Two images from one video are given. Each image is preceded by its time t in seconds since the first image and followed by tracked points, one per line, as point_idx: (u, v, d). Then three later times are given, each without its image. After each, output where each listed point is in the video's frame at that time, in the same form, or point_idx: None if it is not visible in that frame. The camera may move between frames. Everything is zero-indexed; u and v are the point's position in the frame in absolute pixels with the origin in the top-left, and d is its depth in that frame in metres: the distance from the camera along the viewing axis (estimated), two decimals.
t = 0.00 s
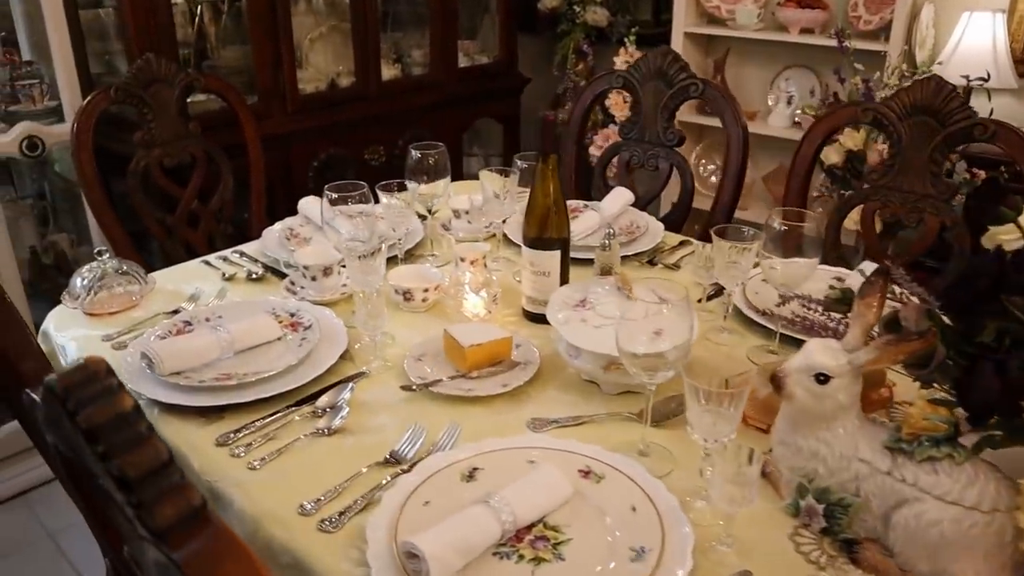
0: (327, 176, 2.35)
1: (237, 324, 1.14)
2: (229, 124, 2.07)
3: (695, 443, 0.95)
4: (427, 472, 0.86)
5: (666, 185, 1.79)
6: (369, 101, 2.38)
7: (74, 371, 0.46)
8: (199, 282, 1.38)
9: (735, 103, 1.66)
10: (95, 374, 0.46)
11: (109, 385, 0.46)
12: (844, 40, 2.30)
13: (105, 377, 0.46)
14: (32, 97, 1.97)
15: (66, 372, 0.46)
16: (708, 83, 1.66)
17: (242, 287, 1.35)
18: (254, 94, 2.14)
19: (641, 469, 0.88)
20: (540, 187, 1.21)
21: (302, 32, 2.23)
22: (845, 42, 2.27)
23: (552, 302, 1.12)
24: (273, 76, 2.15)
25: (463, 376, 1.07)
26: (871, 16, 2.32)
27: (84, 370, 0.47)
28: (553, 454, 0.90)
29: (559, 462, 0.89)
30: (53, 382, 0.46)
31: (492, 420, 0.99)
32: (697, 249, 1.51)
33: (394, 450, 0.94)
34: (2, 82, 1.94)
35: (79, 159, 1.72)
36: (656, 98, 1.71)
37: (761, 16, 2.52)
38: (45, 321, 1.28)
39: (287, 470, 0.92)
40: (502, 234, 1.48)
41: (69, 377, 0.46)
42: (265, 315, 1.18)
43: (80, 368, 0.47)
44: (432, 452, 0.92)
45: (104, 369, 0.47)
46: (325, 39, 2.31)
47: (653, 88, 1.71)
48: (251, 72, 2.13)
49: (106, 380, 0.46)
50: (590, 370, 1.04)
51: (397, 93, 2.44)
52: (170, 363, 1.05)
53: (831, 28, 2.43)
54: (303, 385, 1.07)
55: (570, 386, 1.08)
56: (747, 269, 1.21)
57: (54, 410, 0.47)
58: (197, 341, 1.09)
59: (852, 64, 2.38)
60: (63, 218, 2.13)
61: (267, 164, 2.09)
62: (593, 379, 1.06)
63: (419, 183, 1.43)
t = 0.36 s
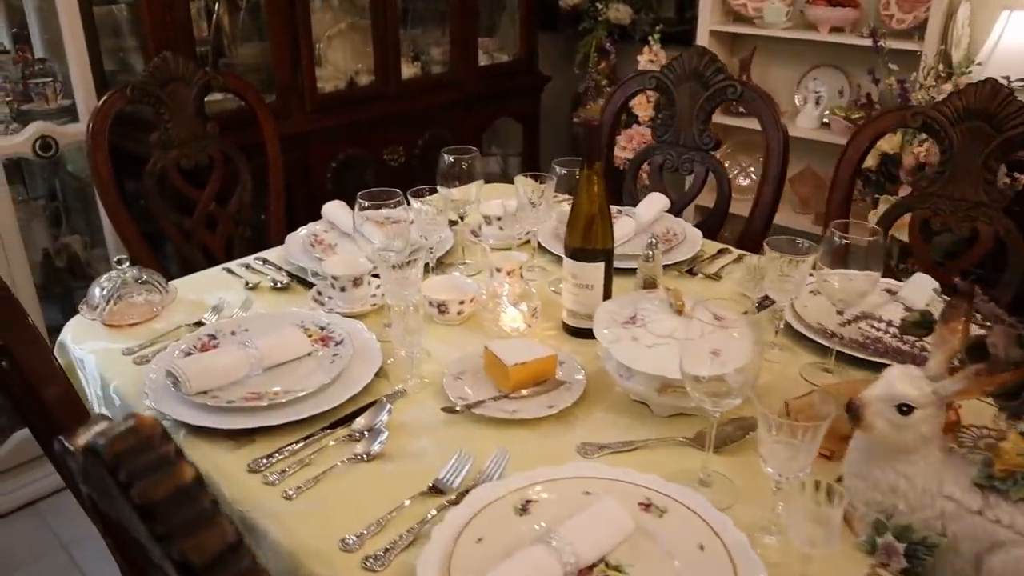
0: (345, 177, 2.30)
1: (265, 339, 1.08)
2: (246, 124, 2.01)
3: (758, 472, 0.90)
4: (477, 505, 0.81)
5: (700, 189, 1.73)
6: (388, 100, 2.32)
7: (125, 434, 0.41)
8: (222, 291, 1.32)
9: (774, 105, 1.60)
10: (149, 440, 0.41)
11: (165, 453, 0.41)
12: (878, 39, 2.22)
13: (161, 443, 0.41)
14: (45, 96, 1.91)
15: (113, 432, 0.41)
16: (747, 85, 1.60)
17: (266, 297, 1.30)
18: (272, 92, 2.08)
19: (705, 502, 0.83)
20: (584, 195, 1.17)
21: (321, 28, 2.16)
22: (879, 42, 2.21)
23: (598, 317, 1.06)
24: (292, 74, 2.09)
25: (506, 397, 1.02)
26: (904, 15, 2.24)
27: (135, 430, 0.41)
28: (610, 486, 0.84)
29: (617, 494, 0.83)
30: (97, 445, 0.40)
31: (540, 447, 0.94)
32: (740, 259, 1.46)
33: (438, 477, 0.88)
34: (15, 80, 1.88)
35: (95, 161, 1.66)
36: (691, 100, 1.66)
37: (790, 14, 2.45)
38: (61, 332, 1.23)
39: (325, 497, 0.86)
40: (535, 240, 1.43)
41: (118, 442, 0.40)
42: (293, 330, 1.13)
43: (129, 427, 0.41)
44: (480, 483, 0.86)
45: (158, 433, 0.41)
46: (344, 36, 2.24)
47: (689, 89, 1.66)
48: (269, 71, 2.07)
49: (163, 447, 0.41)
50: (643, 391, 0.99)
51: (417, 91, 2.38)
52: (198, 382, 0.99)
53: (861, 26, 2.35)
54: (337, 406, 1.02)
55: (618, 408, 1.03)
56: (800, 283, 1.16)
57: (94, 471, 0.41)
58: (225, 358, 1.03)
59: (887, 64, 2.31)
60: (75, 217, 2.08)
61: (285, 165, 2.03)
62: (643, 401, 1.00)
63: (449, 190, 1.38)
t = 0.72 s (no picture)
0: (371, 178, 2.22)
1: (299, 357, 1.01)
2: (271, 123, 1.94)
3: (844, 509, 0.82)
4: (541, 549, 0.73)
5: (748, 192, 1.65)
6: (415, 98, 2.24)
7: (171, 534, 0.37)
8: (249, 301, 1.25)
9: (829, 104, 1.52)
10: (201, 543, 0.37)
11: (220, 558, 0.37)
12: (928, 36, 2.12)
13: (216, 547, 0.37)
14: (63, 95, 1.85)
15: (157, 531, 0.37)
16: (800, 85, 1.51)
17: (297, 308, 1.22)
18: (297, 91, 2.00)
19: (792, 547, 0.75)
20: (641, 201, 1.09)
21: (346, 21, 2.07)
22: (929, 38, 2.10)
23: (659, 335, 0.99)
24: (317, 72, 2.01)
25: (561, 423, 0.94)
26: (953, 9, 2.14)
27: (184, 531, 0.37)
28: (685, 527, 0.76)
29: (695, 538, 0.75)
30: (140, 550, 0.37)
31: (602, 480, 0.86)
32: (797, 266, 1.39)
33: (494, 514, 0.80)
34: (32, 78, 1.81)
35: (115, 163, 1.59)
36: (740, 98, 1.57)
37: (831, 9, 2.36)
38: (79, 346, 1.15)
39: (372, 535, 0.79)
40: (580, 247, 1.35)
41: (164, 545, 0.37)
42: (327, 346, 1.05)
43: (176, 526, 0.37)
44: (542, 522, 0.78)
45: (211, 531, 0.37)
46: (370, 32, 2.16)
47: (737, 88, 1.57)
48: (294, 68, 1.99)
49: (217, 552, 0.37)
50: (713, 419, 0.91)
51: (445, 89, 2.29)
52: (229, 405, 0.91)
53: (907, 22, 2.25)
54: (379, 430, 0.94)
55: (683, 435, 0.95)
56: (873, 297, 1.07)
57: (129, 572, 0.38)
58: (257, 378, 0.95)
59: (938, 61, 2.21)
60: (93, 219, 2.00)
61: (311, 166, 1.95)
62: (711, 428, 0.93)
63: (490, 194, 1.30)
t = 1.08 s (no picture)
0: (392, 183, 2.15)
1: (329, 390, 0.93)
2: (290, 129, 1.86)
3: (939, 570, 0.74)
4: None
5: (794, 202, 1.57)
6: (437, 101, 2.16)
7: None
8: (271, 322, 1.17)
9: (883, 109, 1.43)
10: None
11: None
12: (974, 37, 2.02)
13: None
14: (73, 99, 1.77)
15: None
16: (852, 91, 1.43)
17: (325, 330, 1.14)
18: (316, 94, 1.92)
19: None
20: (698, 220, 1.01)
21: (365, 22, 1.99)
22: (977, 40, 1.99)
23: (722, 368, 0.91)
24: (336, 75, 1.93)
25: (619, 466, 0.87)
26: (999, 8, 2.04)
27: None
28: None
29: None
30: None
31: (670, 535, 0.79)
32: (851, 283, 1.32)
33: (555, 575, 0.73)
34: (41, 83, 1.74)
35: (128, 172, 1.51)
36: (787, 104, 1.49)
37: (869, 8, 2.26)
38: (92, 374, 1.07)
39: None
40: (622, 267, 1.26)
41: None
42: (359, 377, 0.97)
43: None
44: None
45: None
46: (390, 32, 2.08)
47: (783, 93, 1.49)
48: (312, 70, 1.91)
49: None
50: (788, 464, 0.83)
51: (467, 91, 2.21)
52: (255, 447, 0.83)
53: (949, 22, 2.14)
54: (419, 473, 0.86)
55: (751, 479, 0.88)
56: (950, 325, 0.99)
57: None
58: (285, 415, 0.87)
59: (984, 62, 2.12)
60: (104, 228, 1.93)
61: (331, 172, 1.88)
62: (783, 473, 0.85)
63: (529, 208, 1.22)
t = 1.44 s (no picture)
0: (415, 183, 2.09)
1: (372, 410, 0.86)
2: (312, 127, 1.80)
3: None
4: None
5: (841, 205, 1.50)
6: (462, 99, 2.09)
7: None
8: (301, 333, 1.10)
9: (940, 111, 1.36)
10: None
11: None
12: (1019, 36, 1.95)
13: None
14: (89, 97, 1.71)
15: None
16: (907, 91, 1.36)
17: (360, 342, 1.08)
18: (339, 92, 1.86)
19: None
20: (762, 233, 0.95)
21: (388, 17, 1.92)
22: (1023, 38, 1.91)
23: (795, 390, 0.85)
24: (360, 72, 1.87)
25: (686, 495, 0.81)
26: None
27: None
28: None
29: None
30: None
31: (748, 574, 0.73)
32: (907, 294, 1.26)
33: None
34: (55, 79, 1.68)
35: (147, 172, 1.45)
36: (837, 104, 1.42)
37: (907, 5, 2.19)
38: (113, 388, 1.00)
39: None
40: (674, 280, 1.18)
41: None
42: (402, 396, 0.90)
43: None
44: None
45: None
46: (414, 28, 2.01)
47: (832, 93, 1.42)
48: (335, 67, 1.85)
49: None
50: (870, 495, 0.78)
51: (493, 89, 2.15)
52: (295, 474, 0.77)
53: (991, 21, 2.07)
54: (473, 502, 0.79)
55: (828, 510, 0.82)
56: None
57: None
58: (326, 439, 0.81)
59: None
60: (120, 229, 1.87)
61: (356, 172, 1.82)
62: (863, 504, 0.79)
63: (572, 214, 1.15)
